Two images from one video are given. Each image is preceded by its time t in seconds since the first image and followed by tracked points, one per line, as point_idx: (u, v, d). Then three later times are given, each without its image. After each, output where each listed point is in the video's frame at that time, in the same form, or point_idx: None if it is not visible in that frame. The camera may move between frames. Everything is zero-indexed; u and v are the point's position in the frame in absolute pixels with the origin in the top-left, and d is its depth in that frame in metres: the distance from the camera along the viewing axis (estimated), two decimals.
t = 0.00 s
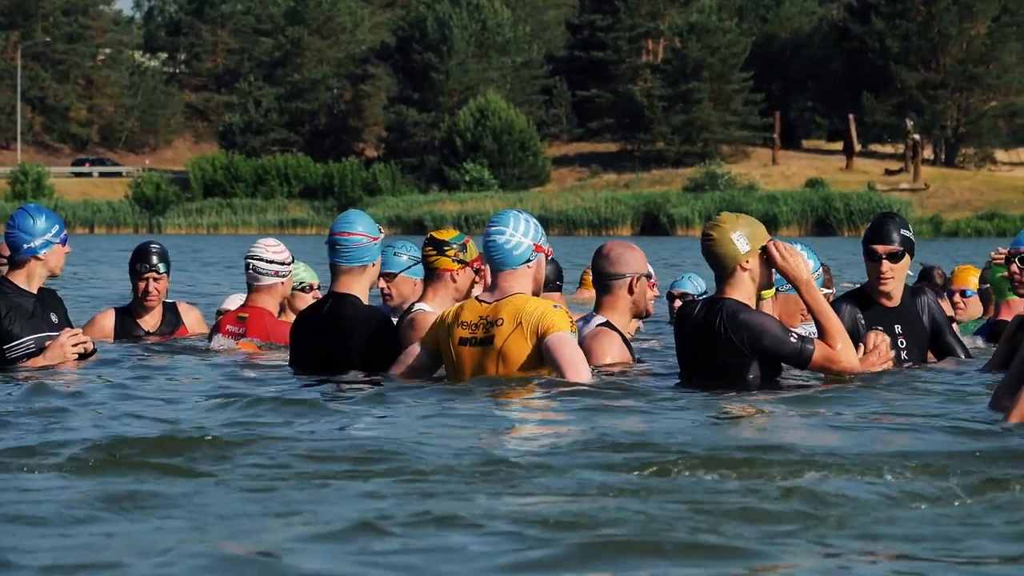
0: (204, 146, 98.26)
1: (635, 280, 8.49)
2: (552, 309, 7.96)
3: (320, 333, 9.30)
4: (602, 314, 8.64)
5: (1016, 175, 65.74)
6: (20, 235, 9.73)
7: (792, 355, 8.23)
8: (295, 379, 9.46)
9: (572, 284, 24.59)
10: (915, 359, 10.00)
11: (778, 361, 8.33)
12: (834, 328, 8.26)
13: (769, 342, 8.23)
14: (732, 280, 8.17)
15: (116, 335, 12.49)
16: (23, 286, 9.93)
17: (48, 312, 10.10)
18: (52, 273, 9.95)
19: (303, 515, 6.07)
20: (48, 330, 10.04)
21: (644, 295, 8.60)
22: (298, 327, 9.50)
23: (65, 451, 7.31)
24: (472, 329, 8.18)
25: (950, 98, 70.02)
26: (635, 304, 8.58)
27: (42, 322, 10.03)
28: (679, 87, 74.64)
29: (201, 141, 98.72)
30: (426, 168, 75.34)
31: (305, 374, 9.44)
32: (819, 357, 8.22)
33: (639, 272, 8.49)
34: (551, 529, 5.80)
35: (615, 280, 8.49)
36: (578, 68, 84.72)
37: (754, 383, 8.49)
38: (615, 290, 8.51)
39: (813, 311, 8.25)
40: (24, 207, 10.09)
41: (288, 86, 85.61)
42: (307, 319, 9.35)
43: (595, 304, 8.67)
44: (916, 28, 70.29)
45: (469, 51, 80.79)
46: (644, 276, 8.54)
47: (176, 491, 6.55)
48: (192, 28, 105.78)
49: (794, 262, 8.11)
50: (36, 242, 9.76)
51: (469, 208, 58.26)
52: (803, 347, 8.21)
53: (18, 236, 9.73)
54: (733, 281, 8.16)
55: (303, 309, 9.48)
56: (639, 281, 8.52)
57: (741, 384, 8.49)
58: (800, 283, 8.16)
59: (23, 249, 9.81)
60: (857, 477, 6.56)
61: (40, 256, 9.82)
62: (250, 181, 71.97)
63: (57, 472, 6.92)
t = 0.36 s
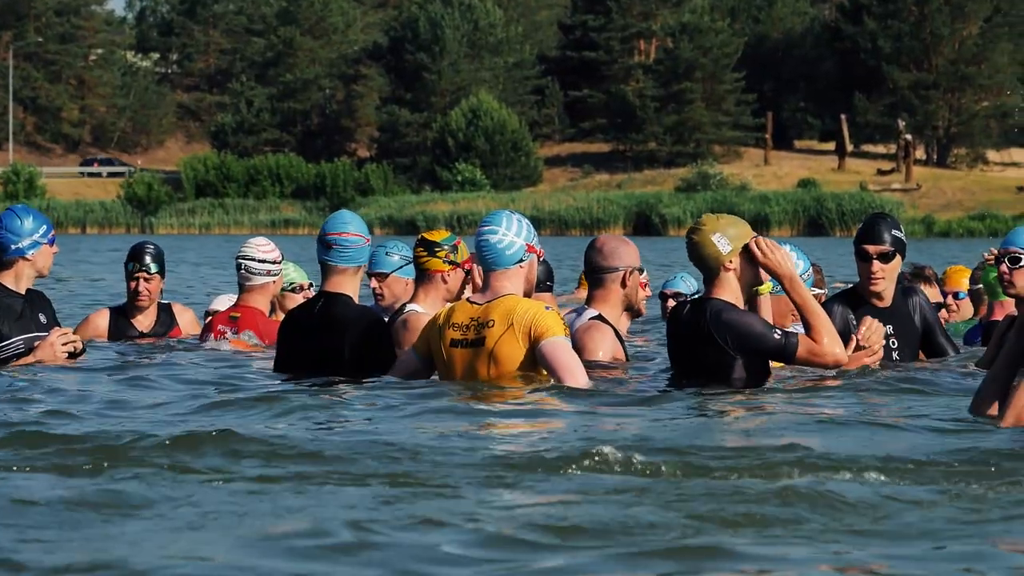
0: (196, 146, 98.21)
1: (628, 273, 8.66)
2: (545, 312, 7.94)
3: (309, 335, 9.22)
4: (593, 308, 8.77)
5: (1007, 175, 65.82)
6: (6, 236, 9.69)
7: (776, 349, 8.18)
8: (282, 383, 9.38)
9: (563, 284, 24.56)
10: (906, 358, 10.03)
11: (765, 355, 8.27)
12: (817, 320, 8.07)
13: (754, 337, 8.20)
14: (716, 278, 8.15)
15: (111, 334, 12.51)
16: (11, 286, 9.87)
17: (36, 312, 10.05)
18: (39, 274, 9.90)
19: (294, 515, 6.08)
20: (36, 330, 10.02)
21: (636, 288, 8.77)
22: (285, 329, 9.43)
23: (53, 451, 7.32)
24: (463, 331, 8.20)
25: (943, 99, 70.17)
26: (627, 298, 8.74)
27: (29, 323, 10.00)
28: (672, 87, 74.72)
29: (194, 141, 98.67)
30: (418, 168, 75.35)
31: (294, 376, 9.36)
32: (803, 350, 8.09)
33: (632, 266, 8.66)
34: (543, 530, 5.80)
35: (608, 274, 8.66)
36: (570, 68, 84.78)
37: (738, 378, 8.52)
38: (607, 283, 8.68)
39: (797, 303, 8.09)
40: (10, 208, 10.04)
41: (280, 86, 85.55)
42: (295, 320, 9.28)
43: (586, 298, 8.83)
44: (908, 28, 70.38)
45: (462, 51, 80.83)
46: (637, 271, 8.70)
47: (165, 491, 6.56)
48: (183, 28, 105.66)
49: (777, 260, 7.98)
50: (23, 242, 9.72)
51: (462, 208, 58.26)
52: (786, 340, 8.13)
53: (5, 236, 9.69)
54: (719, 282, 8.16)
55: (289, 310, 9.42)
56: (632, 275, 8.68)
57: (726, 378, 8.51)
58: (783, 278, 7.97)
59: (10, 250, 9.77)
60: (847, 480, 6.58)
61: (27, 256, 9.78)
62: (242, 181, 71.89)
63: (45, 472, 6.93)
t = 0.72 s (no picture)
0: (189, 145, 98.11)
1: (620, 269, 8.69)
2: (540, 314, 7.91)
3: (300, 332, 9.27)
4: (584, 302, 8.80)
5: (999, 174, 65.95)
6: None
7: (759, 345, 8.22)
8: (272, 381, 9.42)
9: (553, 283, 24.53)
10: (898, 356, 10.04)
11: (749, 353, 8.31)
12: (803, 316, 8.16)
13: (738, 333, 8.23)
14: (702, 277, 8.20)
15: (106, 332, 12.52)
16: None
17: (24, 311, 10.05)
18: (26, 272, 9.86)
19: (283, 515, 6.08)
20: (25, 328, 10.01)
21: (627, 284, 8.80)
22: (274, 327, 9.47)
23: (41, 451, 7.31)
24: (455, 331, 8.20)
25: (934, 98, 70.29)
26: (619, 290, 8.76)
27: (18, 322, 10.00)
28: (664, 86, 74.75)
29: (186, 140, 98.56)
30: (411, 167, 75.24)
31: (283, 375, 9.41)
32: (786, 344, 8.13)
33: (623, 261, 8.67)
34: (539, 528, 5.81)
35: (599, 268, 8.68)
36: (562, 68, 84.68)
37: (725, 373, 8.52)
38: (599, 278, 8.71)
39: (783, 300, 8.16)
40: None
41: (273, 85, 85.42)
42: (285, 319, 9.34)
43: (579, 291, 8.83)
44: (900, 27, 70.42)
45: (454, 50, 80.80)
46: (629, 266, 8.71)
47: (154, 489, 6.57)
48: (175, 27, 105.43)
49: (759, 254, 8.00)
50: (10, 241, 9.68)
51: (455, 208, 58.23)
52: (770, 335, 8.17)
53: None
54: (705, 283, 8.19)
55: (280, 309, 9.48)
56: (624, 271, 8.72)
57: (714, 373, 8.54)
58: (767, 275, 8.02)
59: None
60: (839, 479, 6.60)
61: (14, 255, 9.74)
62: (235, 180, 71.76)
63: (32, 470, 6.92)
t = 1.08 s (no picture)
0: (181, 144, 98.08)
1: (610, 270, 8.66)
2: (534, 314, 7.91)
3: (291, 331, 9.24)
4: (574, 302, 8.78)
5: (991, 173, 66.09)
6: None
7: (743, 343, 8.35)
8: (263, 379, 9.38)
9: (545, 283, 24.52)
10: (890, 355, 10.03)
11: (732, 349, 8.45)
12: (786, 314, 8.15)
13: (725, 330, 8.36)
14: (691, 275, 8.27)
15: (100, 330, 12.52)
16: None
17: (10, 310, 9.99)
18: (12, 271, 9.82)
19: (276, 518, 6.05)
20: (11, 327, 9.98)
21: (617, 283, 8.77)
22: (264, 325, 9.43)
23: (32, 451, 7.28)
24: (449, 331, 8.18)
25: (927, 96, 70.48)
26: (608, 291, 8.74)
27: (5, 320, 9.96)
28: (656, 85, 74.82)
29: (178, 139, 98.51)
30: (403, 166, 75.19)
31: (274, 374, 9.39)
32: (770, 341, 8.25)
33: (614, 261, 8.65)
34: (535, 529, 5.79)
35: (590, 268, 8.65)
36: (554, 67, 84.67)
37: (713, 368, 8.60)
38: (589, 278, 8.68)
39: (769, 300, 8.16)
40: None
41: (265, 84, 85.35)
42: (276, 318, 9.31)
43: (568, 290, 8.80)
44: (892, 26, 70.48)
45: (447, 49, 80.75)
46: (619, 266, 8.69)
47: (144, 491, 6.54)
48: (167, 26, 105.32)
49: (743, 254, 7.99)
50: None
51: (447, 207, 58.24)
52: (753, 333, 8.31)
53: None
54: (693, 283, 8.29)
55: (269, 308, 9.45)
56: (614, 271, 8.69)
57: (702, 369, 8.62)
58: (751, 274, 8.00)
59: None
60: (834, 478, 6.59)
61: None
62: (227, 179, 71.81)
63: (21, 471, 6.89)
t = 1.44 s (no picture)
0: (173, 145, 97.98)
1: (597, 272, 8.68)
2: (528, 316, 7.91)
3: (278, 330, 9.21)
4: (561, 305, 8.79)
5: (983, 174, 66.36)
6: None
7: (727, 344, 8.24)
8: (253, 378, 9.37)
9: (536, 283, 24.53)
10: (884, 355, 10.04)
11: (713, 352, 8.35)
12: (770, 316, 8.09)
13: (707, 332, 8.27)
14: (677, 276, 8.30)
15: (93, 331, 12.54)
16: None
17: None
18: None
19: (270, 520, 6.03)
20: None
21: (604, 286, 8.80)
22: (254, 324, 9.39)
23: (25, 454, 7.25)
24: (442, 331, 8.20)
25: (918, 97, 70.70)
26: (596, 294, 8.77)
27: None
28: (648, 86, 74.90)
29: (170, 140, 98.40)
30: (394, 167, 75.15)
31: (262, 372, 9.37)
32: (752, 342, 8.15)
33: (601, 264, 8.67)
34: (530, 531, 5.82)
35: (578, 271, 8.67)
36: (546, 67, 84.72)
37: (700, 369, 8.66)
38: (577, 282, 8.72)
39: (753, 300, 8.10)
40: None
41: (257, 84, 85.20)
42: (264, 317, 9.27)
43: (555, 293, 8.82)
44: (884, 26, 70.62)
45: (438, 49, 80.68)
46: (607, 268, 8.72)
47: (138, 496, 6.49)
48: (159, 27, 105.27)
49: (728, 255, 8.01)
50: None
51: (439, 207, 58.25)
52: (737, 334, 8.19)
53: None
54: (680, 284, 8.31)
55: (258, 307, 9.42)
56: (602, 273, 8.71)
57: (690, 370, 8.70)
58: (737, 275, 8.01)
59: None
60: (826, 480, 6.59)
61: None
62: (219, 179, 71.76)
63: (13, 474, 6.87)
